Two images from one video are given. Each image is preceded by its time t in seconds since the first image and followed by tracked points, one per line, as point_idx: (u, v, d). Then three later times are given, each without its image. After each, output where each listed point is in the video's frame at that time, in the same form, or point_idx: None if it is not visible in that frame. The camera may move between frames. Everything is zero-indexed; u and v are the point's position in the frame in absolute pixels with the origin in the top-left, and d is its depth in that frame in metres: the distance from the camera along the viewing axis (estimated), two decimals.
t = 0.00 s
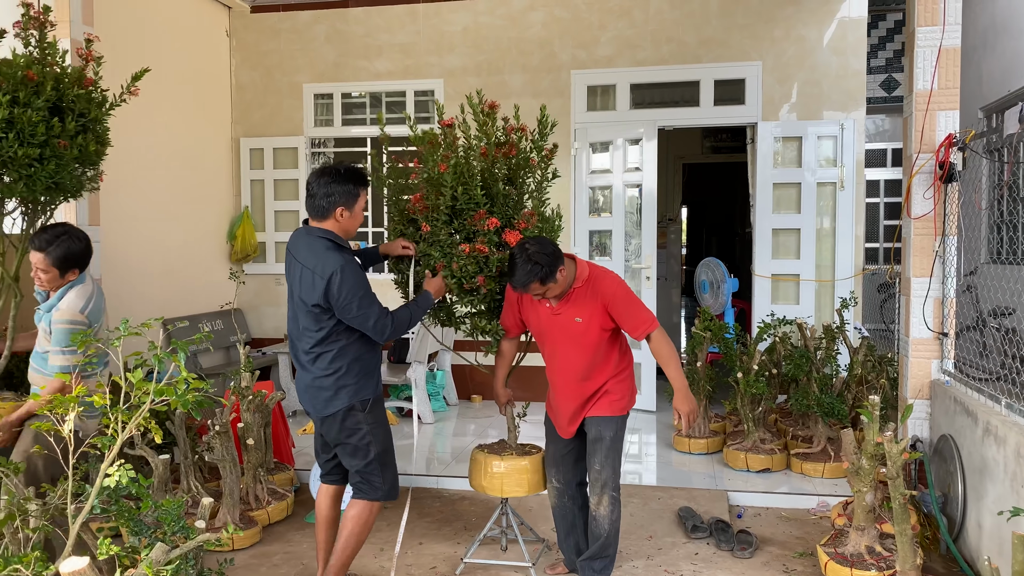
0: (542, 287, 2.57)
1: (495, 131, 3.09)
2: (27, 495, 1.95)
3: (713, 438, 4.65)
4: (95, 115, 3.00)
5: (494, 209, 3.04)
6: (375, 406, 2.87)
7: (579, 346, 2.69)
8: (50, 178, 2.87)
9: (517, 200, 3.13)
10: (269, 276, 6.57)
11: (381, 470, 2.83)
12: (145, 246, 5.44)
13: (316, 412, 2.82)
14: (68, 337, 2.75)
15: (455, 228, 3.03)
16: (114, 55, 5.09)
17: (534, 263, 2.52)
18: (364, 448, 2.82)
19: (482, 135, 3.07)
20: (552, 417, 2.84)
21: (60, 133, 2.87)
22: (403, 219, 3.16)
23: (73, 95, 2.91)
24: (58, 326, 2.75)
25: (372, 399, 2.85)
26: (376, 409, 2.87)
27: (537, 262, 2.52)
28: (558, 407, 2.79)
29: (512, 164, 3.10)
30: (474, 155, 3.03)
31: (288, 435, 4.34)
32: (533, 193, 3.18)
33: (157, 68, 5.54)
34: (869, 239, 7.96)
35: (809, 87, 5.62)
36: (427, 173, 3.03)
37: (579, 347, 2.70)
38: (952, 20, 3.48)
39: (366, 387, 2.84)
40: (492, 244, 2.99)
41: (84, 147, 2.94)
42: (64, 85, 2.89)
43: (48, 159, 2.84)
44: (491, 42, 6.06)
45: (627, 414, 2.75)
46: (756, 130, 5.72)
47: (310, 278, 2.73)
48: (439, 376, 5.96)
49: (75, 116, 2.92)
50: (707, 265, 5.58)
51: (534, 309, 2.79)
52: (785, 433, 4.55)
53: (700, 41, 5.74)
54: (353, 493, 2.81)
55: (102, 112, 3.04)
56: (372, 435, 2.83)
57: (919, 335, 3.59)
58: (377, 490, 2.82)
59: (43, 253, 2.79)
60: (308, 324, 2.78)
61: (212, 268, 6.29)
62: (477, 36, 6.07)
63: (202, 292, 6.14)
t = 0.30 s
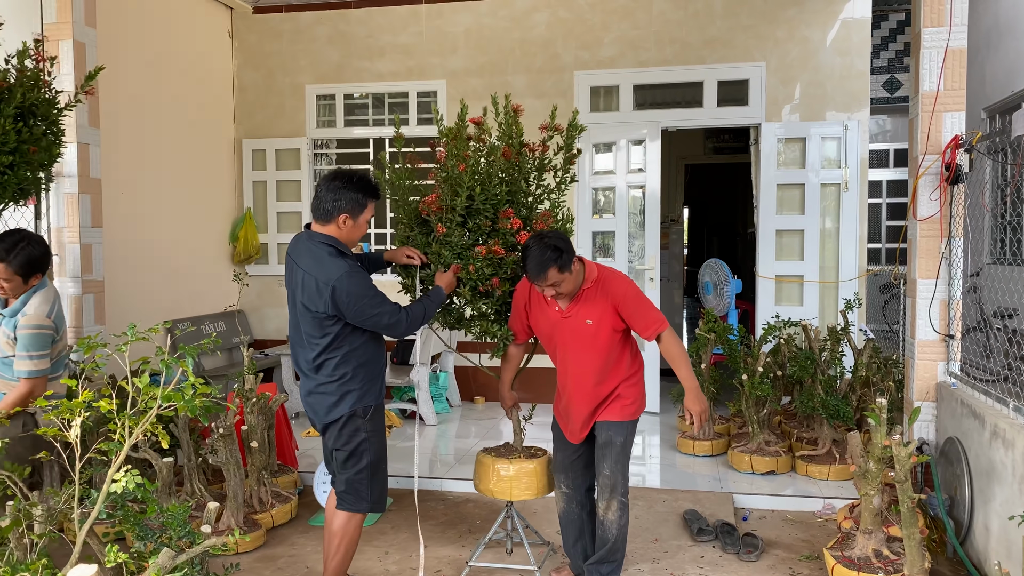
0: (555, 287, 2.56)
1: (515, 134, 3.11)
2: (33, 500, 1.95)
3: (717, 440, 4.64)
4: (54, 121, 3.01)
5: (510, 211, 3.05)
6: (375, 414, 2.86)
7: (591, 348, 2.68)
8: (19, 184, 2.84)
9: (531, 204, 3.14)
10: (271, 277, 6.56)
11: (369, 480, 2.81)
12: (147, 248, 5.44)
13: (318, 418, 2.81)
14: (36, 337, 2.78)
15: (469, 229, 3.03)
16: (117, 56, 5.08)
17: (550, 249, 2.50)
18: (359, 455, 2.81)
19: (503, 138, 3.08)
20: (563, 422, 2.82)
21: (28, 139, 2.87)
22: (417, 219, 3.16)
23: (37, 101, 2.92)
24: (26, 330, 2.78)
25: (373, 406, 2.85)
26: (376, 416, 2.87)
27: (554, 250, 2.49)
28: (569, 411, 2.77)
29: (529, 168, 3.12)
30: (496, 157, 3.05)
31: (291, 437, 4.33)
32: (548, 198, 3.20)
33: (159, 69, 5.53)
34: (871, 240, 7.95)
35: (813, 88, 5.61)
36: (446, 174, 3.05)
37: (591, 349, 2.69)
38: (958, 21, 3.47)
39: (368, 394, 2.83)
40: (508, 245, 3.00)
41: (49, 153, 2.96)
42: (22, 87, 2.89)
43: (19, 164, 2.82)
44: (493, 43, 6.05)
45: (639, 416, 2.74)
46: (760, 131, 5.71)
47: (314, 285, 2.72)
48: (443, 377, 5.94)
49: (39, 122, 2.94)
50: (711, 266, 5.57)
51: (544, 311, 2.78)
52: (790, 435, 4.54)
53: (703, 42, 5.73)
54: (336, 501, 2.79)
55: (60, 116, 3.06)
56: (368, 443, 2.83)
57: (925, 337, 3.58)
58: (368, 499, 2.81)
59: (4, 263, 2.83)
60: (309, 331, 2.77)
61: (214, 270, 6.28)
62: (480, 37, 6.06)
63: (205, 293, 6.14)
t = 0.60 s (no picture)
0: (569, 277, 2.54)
1: (513, 134, 3.09)
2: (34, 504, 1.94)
3: (719, 440, 4.64)
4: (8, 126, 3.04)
5: (508, 212, 3.03)
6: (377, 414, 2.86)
7: (601, 349, 2.66)
8: None
9: (532, 203, 3.12)
10: (272, 278, 6.54)
11: (366, 481, 2.80)
12: (148, 248, 5.42)
13: (319, 419, 2.79)
14: (13, 350, 2.89)
15: (469, 230, 3.03)
16: (117, 56, 5.07)
17: (565, 230, 2.52)
18: (358, 456, 2.80)
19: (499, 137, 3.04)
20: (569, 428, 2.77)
21: None
22: (416, 222, 3.16)
23: None
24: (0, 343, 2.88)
25: (376, 407, 2.84)
26: (378, 416, 2.86)
27: (569, 227, 2.52)
28: (577, 415, 2.73)
29: (528, 168, 3.09)
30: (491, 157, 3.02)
31: (292, 438, 4.31)
32: (547, 197, 3.18)
33: (159, 69, 5.52)
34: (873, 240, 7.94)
35: (814, 88, 5.60)
36: (444, 175, 3.04)
37: (601, 349, 2.67)
38: (961, 21, 3.46)
39: (371, 394, 2.82)
40: (506, 246, 2.98)
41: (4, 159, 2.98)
42: None
43: None
44: (494, 43, 6.04)
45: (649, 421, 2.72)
46: (761, 131, 5.70)
47: (318, 283, 2.70)
48: (444, 378, 5.93)
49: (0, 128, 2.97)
50: (712, 267, 5.56)
51: (552, 313, 2.75)
52: (792, 436, 4.54)
53: (705, 42, 5.72)
54: (331, 502, 2.77)
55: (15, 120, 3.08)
56: (368, 444, 2.82)
57: (928, 338, 3.57)
58: (364, 500, 2.80)
59: None
60: (314, 331, 2.75)
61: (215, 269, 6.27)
62: (480, 37, 6.05)
63: (205, 293, 6.12)
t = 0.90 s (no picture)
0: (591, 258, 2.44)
1: (514, 133, 3.07)
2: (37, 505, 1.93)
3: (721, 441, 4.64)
4: None
5: (509, 212, 3.01)
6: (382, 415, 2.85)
7: (624, 347, 2.49)
8: None
9: (535, 204, 3.10)
10: (273, 277, 6.53)
11: (367, 483, 2.80)
12: (148, 248, 5.41)
13: (322, 421, 2.77)
14: None
15: (469, 230, 3.02)
16: (117, 56, 5.05)
17: (594, 212, 2.44)
18: (359, 458, 2.79)
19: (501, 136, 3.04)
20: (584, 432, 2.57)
21: None
22: (420, 221, 3.16)
23: None
24: None
25: (380, 409, 2.83)
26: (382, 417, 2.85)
27: (600, 206, 2.45)
28: (595, 418, 2.54)
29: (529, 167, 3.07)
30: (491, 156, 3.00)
31: (294, 438, 4.30)
32: (552, 197, 3.15)
33: (160, 69, 5.51)
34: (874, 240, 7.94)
35: (817, 88, 5.59)
36: (443, 175, 3.04)
37: (624, 346, 2.50)
38: (966, 21, 3.45)
39: (375, 395, 2.82)
40: (506, 246, 2.97)
41: None
42: None
43: None
44: (495, 43, 6.03)
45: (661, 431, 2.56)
46: (763, 131, 5.70)
47: (323, 283, 2.69)
48: (445, 378, 5.91)
49: None
50: (714, 267, 5.55)
51: (572, 307, 2.60)
52: (795, 436, 4.53)
53: (707, 42, 5.71)
54: (332, 504, 2.76)
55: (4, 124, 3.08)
56: (371, 446, 2.81)
57: (932, 338, 3.56)
58: (363, 502, 2.79)
59: None
60: (318, 331, 2.73)
61: (216, 270, 6.26)
62: (482, 36, 6.04)
63: (206, 293, 6.11)
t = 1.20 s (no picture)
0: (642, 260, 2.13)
1: (512, 133, 3.07)
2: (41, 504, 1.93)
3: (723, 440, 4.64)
4: None
5: (508, 212, 3.02)
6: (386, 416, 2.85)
7: (660, 359, 2.18)
8: None
9: (535, 203, 3.10)
10: (274, 277, 6.52)
11: (370, 483, 2.80)
12: (150, 248, 5.40)
13: (324, 421, 2.77)
14: None
15: (468, 232, 3.03)
16: (119, 55, 5.04)
17: (640, 216, 2.13)
18: (360, 460, 2.78)
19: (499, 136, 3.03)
20: (613, 464, 2.22)
21: None
22: (418, 223, 3.16)
23: None
24: None
25: (382, 410, 2.82)
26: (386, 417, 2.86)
27: (646, 207, 2.16)
28: (628, 448, 2.20)
29: (529, 167, 3.06)
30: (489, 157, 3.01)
31: (296, 438, 4.30)
32: (552, 196, 3.14)
33: (162, 68, 5.51)
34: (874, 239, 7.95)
35: (819, 87, 5.58)
36: (441, 177, 3.05)
37: (661, 362, 2.19)
38: (969, 20, 3.45)
39: (378, 396, 2.82)
40: (504, 246, 2.98)
41: None
42: None
43: None
44: (497, 42, 6.02)
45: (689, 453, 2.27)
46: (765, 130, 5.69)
47: (323, 283, 2.69)
48: (447, 378, 5.91)
49: None
50: (716, 266, 5.55)
51: (602, 319, 2.21)
52: (797, 435, 4.53)
53: (709, 41, 5.71)
54: (334, 504, 2.76)
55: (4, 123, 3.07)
56: (373, 447, 2.80)
57: (935, 338, 3.56)
58: (363, 504, 2.78)
59: None
60: (317, 332, 2.73)
61: (217, 270, 6.25)
62: (483, 36, 6.03)
63: (207, 293, 6.10)
